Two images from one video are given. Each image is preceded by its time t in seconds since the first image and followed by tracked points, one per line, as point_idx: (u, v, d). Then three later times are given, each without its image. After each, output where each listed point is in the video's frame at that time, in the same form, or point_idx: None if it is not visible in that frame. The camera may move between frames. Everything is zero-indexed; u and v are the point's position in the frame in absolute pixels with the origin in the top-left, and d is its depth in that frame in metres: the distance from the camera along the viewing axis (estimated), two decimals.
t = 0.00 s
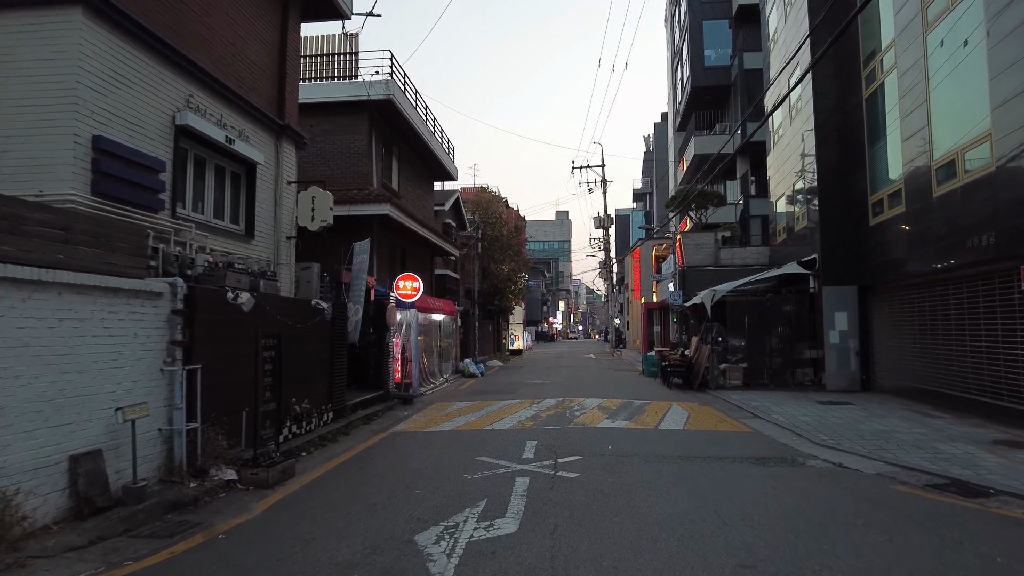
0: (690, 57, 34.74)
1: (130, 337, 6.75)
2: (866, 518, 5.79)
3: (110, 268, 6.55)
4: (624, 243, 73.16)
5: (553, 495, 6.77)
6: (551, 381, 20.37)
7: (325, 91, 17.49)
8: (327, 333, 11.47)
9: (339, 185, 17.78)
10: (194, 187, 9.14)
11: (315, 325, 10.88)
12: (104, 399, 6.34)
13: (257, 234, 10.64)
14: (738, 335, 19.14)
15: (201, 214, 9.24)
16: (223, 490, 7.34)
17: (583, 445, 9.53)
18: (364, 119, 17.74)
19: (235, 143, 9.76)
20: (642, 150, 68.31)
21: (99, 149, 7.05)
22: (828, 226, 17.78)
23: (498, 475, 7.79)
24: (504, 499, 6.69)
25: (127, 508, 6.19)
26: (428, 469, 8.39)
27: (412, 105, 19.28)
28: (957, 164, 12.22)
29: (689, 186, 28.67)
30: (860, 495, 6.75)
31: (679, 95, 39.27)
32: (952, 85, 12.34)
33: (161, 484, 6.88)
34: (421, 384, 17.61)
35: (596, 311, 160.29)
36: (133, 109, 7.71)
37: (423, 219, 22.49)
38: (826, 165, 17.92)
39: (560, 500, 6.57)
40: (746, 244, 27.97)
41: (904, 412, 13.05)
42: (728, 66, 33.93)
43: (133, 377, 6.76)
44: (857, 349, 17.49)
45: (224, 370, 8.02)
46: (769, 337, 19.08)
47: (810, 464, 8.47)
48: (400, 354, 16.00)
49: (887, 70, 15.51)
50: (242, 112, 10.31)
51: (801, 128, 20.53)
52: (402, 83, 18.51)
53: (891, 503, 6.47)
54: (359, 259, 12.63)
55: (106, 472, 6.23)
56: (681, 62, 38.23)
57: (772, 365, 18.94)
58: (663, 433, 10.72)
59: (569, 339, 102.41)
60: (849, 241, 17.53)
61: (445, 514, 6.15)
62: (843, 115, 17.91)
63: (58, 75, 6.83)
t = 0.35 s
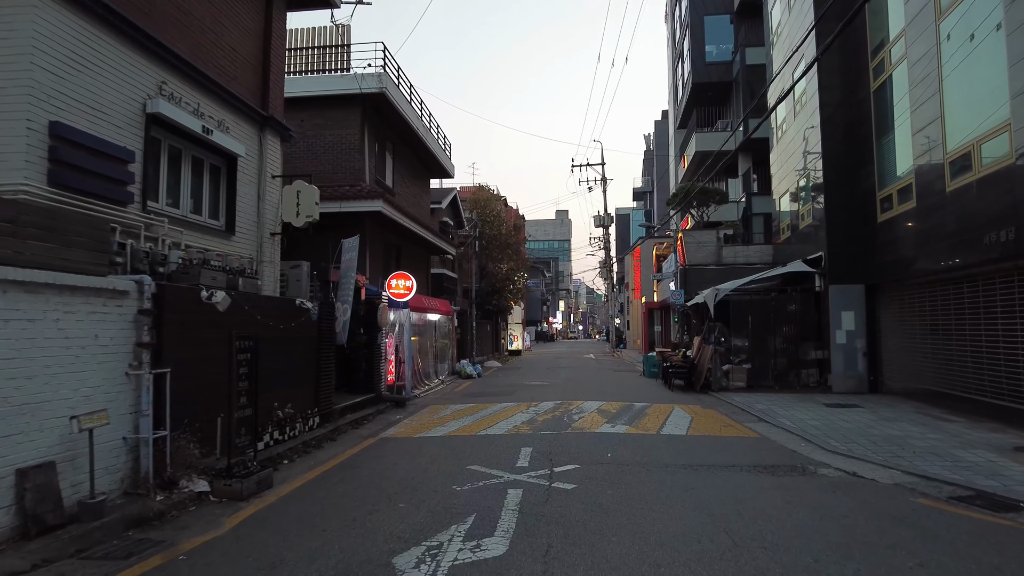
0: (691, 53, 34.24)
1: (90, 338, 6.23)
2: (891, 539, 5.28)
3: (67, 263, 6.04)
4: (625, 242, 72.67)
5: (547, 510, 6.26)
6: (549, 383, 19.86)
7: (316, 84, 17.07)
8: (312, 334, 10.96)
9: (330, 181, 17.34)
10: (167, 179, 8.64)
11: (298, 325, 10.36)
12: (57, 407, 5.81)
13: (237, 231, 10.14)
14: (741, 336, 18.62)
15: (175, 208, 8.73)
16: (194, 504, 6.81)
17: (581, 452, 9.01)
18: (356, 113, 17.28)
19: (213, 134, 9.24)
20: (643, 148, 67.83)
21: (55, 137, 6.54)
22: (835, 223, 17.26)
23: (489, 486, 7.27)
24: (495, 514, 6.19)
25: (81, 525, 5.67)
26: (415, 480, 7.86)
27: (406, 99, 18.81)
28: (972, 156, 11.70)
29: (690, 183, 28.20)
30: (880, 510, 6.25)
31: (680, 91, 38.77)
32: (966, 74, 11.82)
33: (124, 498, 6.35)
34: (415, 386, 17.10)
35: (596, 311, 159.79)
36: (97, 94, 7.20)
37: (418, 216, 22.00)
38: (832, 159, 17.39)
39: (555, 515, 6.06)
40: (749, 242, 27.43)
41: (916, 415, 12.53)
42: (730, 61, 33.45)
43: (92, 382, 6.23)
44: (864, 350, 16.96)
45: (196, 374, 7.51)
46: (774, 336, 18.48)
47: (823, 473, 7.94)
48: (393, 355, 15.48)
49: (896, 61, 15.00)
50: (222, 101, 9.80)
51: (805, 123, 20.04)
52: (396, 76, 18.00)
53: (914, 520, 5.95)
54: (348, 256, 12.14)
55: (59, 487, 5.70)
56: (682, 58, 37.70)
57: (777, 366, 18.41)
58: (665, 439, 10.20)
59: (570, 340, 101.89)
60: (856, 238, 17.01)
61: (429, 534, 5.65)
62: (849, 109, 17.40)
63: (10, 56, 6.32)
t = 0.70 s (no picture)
0: (691, 49, 33.75)
1: (40, 340, 5.68)
2: (917, 564, 4.77)
3: (13, 258, 5.51)
4: (624, 242, 72.20)
5: (540, 528, 5.73)
6: (546, 385, 19.33)
7: (306, 77, 16.64)
8: (294, 336, 10.42)
9: (320, 177, 16.86)
10: (136, 171, 8.11)
11: (278, 327, 9.83)
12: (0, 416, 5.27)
13: (215, 226, 9.63)
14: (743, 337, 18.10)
15: (144, 203, 8.20)
16: (157, 520, 6.26)
17: (577, 461, 8.48)
18: (347, 107, 16.83)
19: (188, 124, 8.71)
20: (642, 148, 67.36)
21: (3, 120, 6.02)
22: (840, 221, 16.76)
23: (478, 500, 6.76)
24: (482, 533, 5.68)
25: (24, 547, 5.12)
26: (399, 492, 7.33)
27: (399, 94, 18.33)
28: (988, 149, 11.19)
29: (689, 182, 27.77)
30: (901, 529, 5.74)
31: (680, 89, 38.31)
32: (982, 64, 11.31)
33: (78, 515, 5.80)
34: (407, 389, 16.58)
35: (595, 312, 159.31)
36: (53, 76, 6.66)
37: (412, 214, 21.50)
38: (837, 156, 16.89)
39: (547, 535, 5.56)
40: (750, 241, 26.97)
41: (926, 419, 12.02)
42: (730, 58, 32.98)
43: (43, 389, 5.69)
44: (870, 352, 16.44)
45: (162, 379, 6.97)
46: (777, 338, 17.96)
47: (836, 485, 7.42)
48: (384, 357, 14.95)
49: (904, 53, 14.50)
50: (198, 90, 9.27)
51: (807, 118, 19.59)
52: (388, 69, 17.56)
53: (942, 540, 5.42)
54: (335, 254, 11.64)
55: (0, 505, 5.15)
56: (681, 56, 37.19)
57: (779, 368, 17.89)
58: (666, 446, 9.70)
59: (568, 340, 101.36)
60: (861, 237, 16.52)
61: (408, 556, 5.14)
62: (855, 103, 16.90)
63: None
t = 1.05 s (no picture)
0: (694, 43, 33.13)
1: None
2: None
3: None
4: (626, 241, 71.61)
5: (533, 545, 5.19)
6: (546, 386, 18.77)
7: (299, 67, 16.16)
8: (279, 334, 9.88)
9: (313, 171, 16.36)
10: (105, 157, 7.58)
11: (261, 325, 9.29)
12: None
13: (195, 218, 9.12)
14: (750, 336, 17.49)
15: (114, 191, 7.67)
16: (118, 534, 5.72)
17: (576, 467, 7.93)
18: (341, 99, 16.33)
19: (163, 108, 8.19)
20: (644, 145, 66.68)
21: None
22: (850, 216, 16.20)
23: (468, 511, 6.22)
24: (470, 550, 5.14)
25: None
26: (385, 501, 6.81)
27: (396, 85, 17.82)
28: (1012, 137, 10.61)
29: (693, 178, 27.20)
30: (934, 546, 5.19)
31: (684, 85, 37.74)
32: (1006, 47, 10.72)
33: (28, 530, 5.26)
34: (402, 389, 16.05)
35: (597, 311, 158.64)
36: (7, 51, 6.14)
37: (410, 210, 20.99)
38: (848, 148, 16.31)
39: (543, 553, 5.02)
40: (756, 238, 26.41)
41: (945, 422, 11.45)
42: (735, 53, 32.39)
43: None
44: (883, 351, 15.85)
45: (127, 380, 6.43)
46: (785, 337, 17.38)
47: (857, 495, 6.86)
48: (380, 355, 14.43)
49: (919, 41, 13.93)
50: (177, 73, 8.75)
51: (816, 111, 19.03)
52: (384, 59, 17.04)
53: (981, 560, 4.88)
54: (324, 248, 11.19)
55: None
56: (685, 50, 36.54)
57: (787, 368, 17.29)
58: (672, 451, 9.15)
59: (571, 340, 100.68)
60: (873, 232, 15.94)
61: None
62: (866, 94, 16.31)
63: None
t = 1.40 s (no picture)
0: (699, 37, 32.59)
1: None
2: None
3: None
4: (629, 239, 71.06)
5: (532, 564, 4.66)
6: (548, 386, 18.23)
7: (293, 57, 15.68)
8: (265, 332, 9.37)
9: (307, 164, 15.88)
10: (73, 141, 7.07)
11: (245, 321, 8.79)
12: None
13: (175, 208, 8.62)
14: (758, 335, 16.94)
15: (82, 177, 7.17)
16: (76, 549, 5.17)
17: (579, 473, 7.40)
18: (336, 89, 15.84)
19: (139, 90, 7.68)
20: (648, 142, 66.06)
21: None
22: (862, 210, 15.67)
23: (463, 523, 5.70)
24: (463, 568, 4.62)
25: None
26: (373, 511, 6.27)
27: (393, 76, 17.31)
28: None
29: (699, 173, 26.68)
30: (979, 565, 4.65)
31: (688, 80, 37.18)
32: None
33: None
34: (399, 389, 15.53)
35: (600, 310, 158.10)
36: None
37: (409, 206, 20.50)
38: (859, 140, 15.77)
39: (545, 571, 4.51)
40: (763, 235, 25.89)
41: (966, 424, 10.91)
42: (740, 47, 31.86)
43: None
44: (896, 350, 15.29)
45: (91, 379, 5.88)
46: (794, 335, 16.83)
47: (885, 505, 6.31)
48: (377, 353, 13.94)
49: (936, 27, 13.36)
50: (155, 53, 8.22)
51: (825, 103, 18.49)
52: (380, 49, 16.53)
53: None
54: (315, 242, 10.67)
55: None
56: (689, 45, 35.96)
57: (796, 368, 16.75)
58: (681, 455, 8.61)
59: (573, 339, 100.05)
60: (887, 227, 15.37)
61: None
62: (879, 84, 15.75)
63: None
